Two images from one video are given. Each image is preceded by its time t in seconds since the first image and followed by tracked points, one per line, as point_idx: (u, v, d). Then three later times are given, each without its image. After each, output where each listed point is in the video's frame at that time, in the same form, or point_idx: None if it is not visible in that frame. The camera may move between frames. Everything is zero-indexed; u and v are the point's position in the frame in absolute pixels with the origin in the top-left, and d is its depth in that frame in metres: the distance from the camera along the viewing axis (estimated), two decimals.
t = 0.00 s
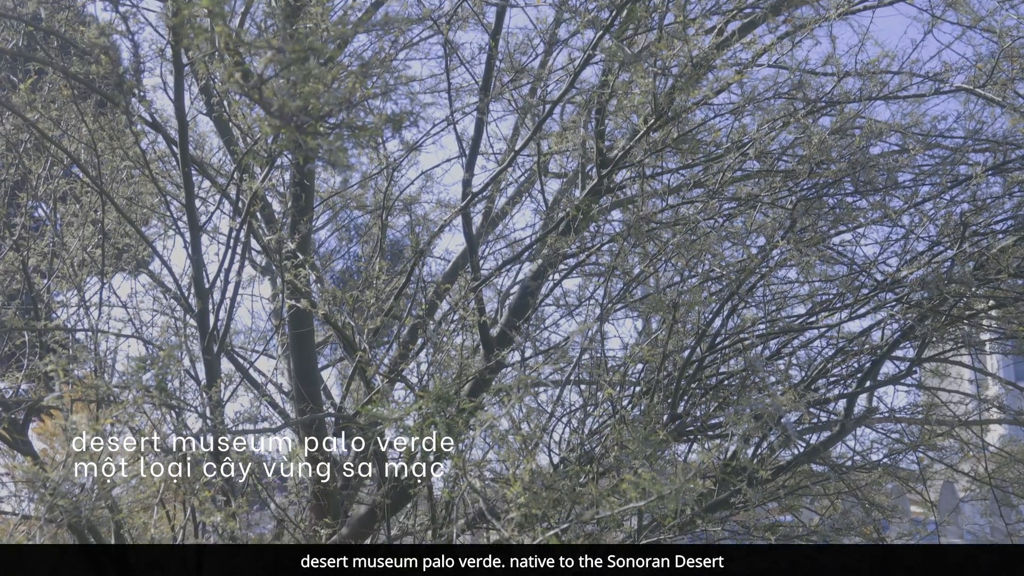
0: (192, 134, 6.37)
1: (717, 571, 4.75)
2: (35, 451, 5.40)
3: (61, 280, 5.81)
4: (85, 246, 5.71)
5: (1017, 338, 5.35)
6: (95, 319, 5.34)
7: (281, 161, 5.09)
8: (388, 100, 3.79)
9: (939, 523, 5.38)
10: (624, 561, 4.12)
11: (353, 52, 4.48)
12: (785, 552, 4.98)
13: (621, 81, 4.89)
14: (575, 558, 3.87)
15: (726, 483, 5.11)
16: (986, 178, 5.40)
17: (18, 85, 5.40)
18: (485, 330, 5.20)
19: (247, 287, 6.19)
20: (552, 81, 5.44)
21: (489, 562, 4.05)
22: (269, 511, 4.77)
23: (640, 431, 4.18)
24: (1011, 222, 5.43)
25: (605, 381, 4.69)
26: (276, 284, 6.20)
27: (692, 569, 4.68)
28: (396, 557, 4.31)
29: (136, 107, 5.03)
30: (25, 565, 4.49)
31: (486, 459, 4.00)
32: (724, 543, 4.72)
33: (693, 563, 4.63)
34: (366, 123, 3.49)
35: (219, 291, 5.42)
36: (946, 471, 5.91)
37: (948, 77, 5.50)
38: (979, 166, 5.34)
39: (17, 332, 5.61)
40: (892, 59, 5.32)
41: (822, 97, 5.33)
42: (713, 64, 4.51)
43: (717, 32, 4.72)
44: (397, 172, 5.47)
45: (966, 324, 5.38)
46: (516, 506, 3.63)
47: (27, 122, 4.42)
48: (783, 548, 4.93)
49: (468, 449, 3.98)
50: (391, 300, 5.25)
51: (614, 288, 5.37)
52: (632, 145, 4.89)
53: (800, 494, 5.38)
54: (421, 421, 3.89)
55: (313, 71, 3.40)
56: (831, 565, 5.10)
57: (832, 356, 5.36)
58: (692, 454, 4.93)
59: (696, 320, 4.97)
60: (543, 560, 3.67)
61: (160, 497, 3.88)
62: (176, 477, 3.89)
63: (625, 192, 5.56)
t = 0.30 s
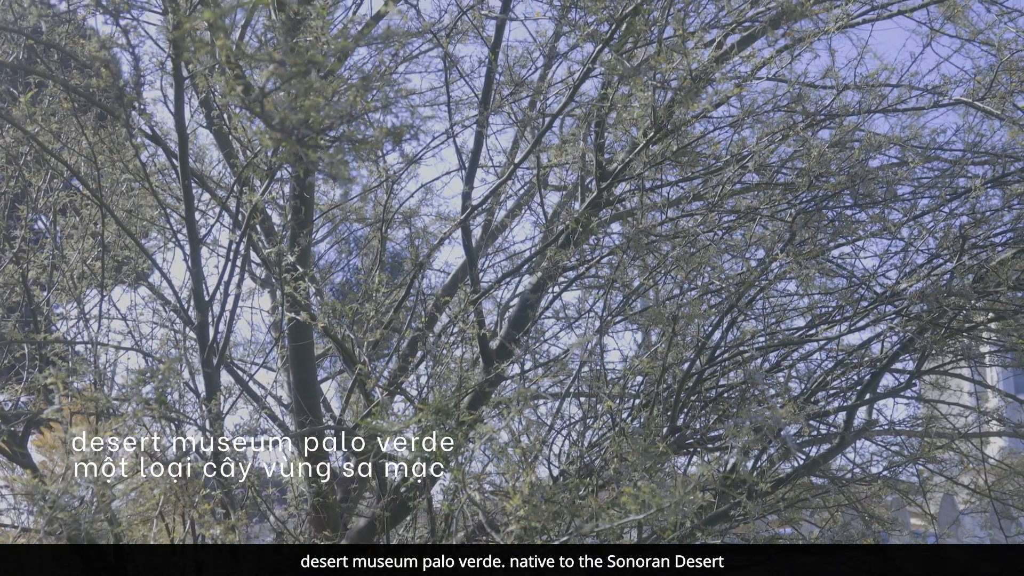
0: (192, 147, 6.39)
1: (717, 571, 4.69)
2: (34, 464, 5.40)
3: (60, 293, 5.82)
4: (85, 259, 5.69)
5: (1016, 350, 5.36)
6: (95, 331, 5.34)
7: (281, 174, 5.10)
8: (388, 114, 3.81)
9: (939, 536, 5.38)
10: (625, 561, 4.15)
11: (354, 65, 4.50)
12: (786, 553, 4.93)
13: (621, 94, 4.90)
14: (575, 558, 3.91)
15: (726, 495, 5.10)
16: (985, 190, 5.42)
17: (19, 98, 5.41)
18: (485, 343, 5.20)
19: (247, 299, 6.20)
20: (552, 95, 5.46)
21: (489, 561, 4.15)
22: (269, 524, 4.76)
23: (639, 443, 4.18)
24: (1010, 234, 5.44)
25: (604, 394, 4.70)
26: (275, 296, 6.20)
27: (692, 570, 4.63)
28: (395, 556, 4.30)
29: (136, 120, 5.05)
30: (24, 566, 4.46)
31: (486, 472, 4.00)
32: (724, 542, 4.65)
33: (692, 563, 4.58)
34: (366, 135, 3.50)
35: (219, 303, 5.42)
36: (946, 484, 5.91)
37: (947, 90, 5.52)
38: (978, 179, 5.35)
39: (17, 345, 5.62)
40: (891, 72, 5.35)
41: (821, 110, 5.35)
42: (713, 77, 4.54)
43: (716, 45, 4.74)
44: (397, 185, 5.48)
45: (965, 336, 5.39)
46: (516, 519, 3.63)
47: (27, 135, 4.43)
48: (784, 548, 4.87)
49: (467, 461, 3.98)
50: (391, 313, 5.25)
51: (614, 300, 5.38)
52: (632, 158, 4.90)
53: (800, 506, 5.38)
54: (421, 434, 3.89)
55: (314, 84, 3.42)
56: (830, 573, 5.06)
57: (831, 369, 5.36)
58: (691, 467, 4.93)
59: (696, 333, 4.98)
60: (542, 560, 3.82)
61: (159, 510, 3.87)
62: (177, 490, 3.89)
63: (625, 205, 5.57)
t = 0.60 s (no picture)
0: (192, 157, 6.41)
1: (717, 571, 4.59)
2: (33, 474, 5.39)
3: (60, 303, 5.82)
4: (85, 269, 5.70)
5: (1016, 361, 5.36)
6: (95, 342, 5.34)
7: (281, 184, 5.11)
8: (389, 124, 3.81)
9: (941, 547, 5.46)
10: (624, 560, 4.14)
11: (355, 75, 4.52)
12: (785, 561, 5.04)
13: (621, 104, 4.92)
14: (574, 558, 3.87)
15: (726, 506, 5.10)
16: (985, 200, 5.43)
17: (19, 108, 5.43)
18: (485, 354, 5.20)
19: (247, 310, 6.20)
20: (552, 105, 5.47)
21: (489, 561, 4.15)
22: (268, 535, 4.76)
23: (639, 454, 4.18)
24: (1010, 244, 5.44)
25: (604, 404, 4.69)
26: (275, 307, 6.20)
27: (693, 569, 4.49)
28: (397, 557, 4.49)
29: (137, 130, 5.06)
30: (20, 564, 4.50)
31: (486, 482, 3.99)
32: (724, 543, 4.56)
33: (693, 563, 4.39)
34: (367, 145, 3.51)
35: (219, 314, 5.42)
36: (946, 495, 5.90)
37: (946, 101, 5.54)
38: (978, 189, 5.37)
39: (16, 355, 5.62)
40: (890, 83, 5.37)
41: (821, 120, 5.36)
42: (712, 88, 4.55)
43: (716, 56, 4.75)
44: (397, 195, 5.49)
45: (965, 346, 5.40)
46: (515, 530, 3.63)
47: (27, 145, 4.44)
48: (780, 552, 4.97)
49: (467, 472, 3.98)
50: (391, 323, 5.25)
51: (614, 311, 5.38)
52: (632, 169, 4.91)
53: (800, 517, 5.37)
54: (420, 444, 3.89)
55: (314, 95, 3.43)
56: None
57: (831, 379, 5.36)
58: (691, 478, 4.92)
59: (696, 343, 4.97)
60: (542, 560, 3.83)
61: (158, 521, 3.87)
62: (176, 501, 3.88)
63: (624, 215, 5.58)
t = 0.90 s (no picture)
0: (192, 168, 6.42)
1: (716, 571, 4.66)
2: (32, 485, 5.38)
3: (61, 314, 5.83)
4: (85, 279, 5.71)
5: (1016, 371, 5.37)
6: (95, 352, 5.35)
7: (281, 195, 5.12)
8: (389, 135, 3.83)
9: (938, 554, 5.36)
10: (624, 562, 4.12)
11: (356, 86, 4.53)
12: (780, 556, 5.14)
13: (621, 115, 4.94)
14: (575, 558, 3.93)
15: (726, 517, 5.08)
16: (984, 211, 5.44)
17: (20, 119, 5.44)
18: (485, 365, 5.20)
19: (247, 320, 6.20)
20: (552, 116, 5.49)
21: (490, 562, 4.11)
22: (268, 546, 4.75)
23: (639, 465, 4.18)
24: (1009, 255, 5.45)
25: (604, 415, 4.69)
26: (275, 317, 6.21)
27: (692, 569, 4.56)
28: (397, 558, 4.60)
29: (137, 141, 5.07)
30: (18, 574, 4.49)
31: (486, 494, 3.99)
32: (723, 543, 4.63)
33: (693, 563, 4.43)
34: (367, 156, 3.53)
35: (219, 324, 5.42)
36: (947, 505, 5.88)
37: (945, 112, 5.56)
38: (977, 200, 5.38)
39: (16, 366, 5.62)
40: (890, 94, 5.39)
41: (820, 131, 5.38)
42: (711, 99, 4.57)
43: (716, 67, 4.77)
44: (397, 206, 5.51)
45: (965, 357, 5.40)
46: (515, 541, 3.62)
47: (27, 156, 4.44)
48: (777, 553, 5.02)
49: (467, 483, 3.98)
50: (391, 334, 5.26)
51: (614, 321, 5.38)
52: (631, 180, 4.92)
53: (801, 528, 5.36)
54: (420, 456, 3.88)
55: (313, 107, 3.45)
56: None
57: (831, 390, 5.36)
58: (691, 489, 4.91)
59: (696, 354, 4.97)
60: (542, 560, 3.84)
61: (157, 532, 3.86)
62: (175, 512, 3.88)
63: (624, 226, 5.59)
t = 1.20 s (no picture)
0: (193, 179, 6.44)
1: (717, 571, 4.57)
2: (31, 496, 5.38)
3: (61, 324, 5.83)
4: (85, 290, 5.72)
5: (1016, 382, 5.37)
6: (94, 363, 5.35)
7: (280, 206, 5.13)
8: (389, 146, 3.84)
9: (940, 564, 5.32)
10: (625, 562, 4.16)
11: (356, 97, 4.54)
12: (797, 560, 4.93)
13: (621, 126, 4.95)
14: (574, 557, 4.00)
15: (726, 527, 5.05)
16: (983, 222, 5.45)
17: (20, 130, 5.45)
18: (485, 375, 5.20)
19: (246, 331, 6.20)
20: (552, 127, 5.51)
21: (489, 561, 4.07)
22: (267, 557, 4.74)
23: (638, 476, 4.18)
24: (1009, 265, 5.46)
25: (604, 426, 4.70)
26: (275, 328, 6.21)
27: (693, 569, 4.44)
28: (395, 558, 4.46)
29: (137, 152, 5.09)
30: None
31: (485, 504, 3.99)
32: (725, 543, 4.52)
33: (693, 563, 4.37)
34: (366, 168, 3.54)
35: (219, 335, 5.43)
36: (947, 516, 5.87)
37: (944, 122, 5.58)
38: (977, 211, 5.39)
39: (16, 376, 5.62)
40: (889, 104, 5.41)
41: (819, 141, 5.39)
42: (711, 110, 4.59)
43: (716, 78, 4.79)
44: (397, 217, 5.52)
45: (965, 368, 5.41)
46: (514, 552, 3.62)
47: (27, 167, 4.45)
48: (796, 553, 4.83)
49: (466, 494, 3.98)
50: (390, 345, 5.26)
51: (614, 332, 5.39)
52: (631, 190, 4.94)
53: (800, 539, 5.36)
54: (420, 466, 3.88)
55: (313, 118, 3.46)
56: None
57: (830, 401, 5.37)
58: (690, 500, 4.91)
59: (695, 365, 4.98)
60: (542, 560, 3.86)
61: (156, 544, 3.85)
62: (175, 523, 3.87)
63: (624, 236, 5.60)
